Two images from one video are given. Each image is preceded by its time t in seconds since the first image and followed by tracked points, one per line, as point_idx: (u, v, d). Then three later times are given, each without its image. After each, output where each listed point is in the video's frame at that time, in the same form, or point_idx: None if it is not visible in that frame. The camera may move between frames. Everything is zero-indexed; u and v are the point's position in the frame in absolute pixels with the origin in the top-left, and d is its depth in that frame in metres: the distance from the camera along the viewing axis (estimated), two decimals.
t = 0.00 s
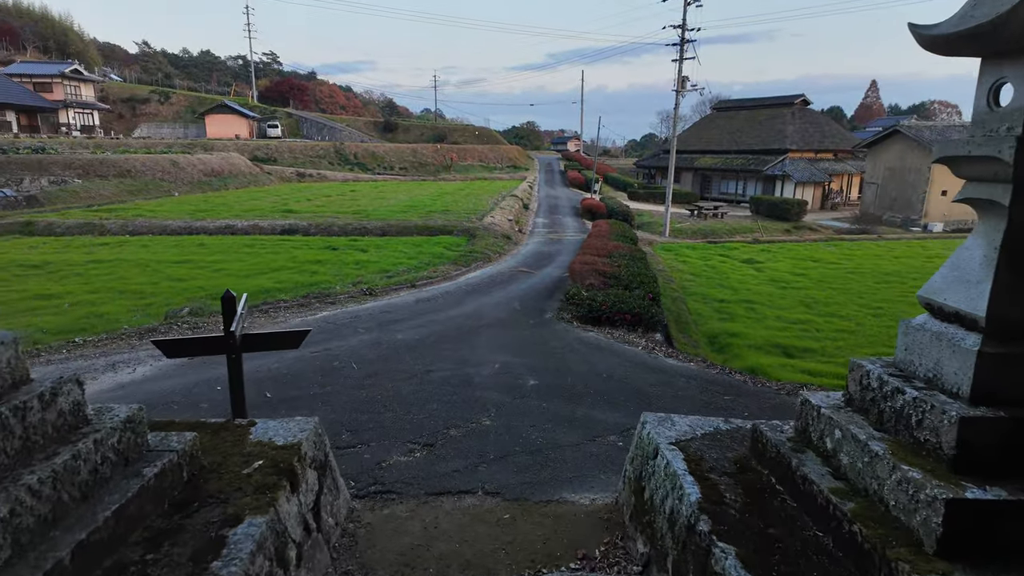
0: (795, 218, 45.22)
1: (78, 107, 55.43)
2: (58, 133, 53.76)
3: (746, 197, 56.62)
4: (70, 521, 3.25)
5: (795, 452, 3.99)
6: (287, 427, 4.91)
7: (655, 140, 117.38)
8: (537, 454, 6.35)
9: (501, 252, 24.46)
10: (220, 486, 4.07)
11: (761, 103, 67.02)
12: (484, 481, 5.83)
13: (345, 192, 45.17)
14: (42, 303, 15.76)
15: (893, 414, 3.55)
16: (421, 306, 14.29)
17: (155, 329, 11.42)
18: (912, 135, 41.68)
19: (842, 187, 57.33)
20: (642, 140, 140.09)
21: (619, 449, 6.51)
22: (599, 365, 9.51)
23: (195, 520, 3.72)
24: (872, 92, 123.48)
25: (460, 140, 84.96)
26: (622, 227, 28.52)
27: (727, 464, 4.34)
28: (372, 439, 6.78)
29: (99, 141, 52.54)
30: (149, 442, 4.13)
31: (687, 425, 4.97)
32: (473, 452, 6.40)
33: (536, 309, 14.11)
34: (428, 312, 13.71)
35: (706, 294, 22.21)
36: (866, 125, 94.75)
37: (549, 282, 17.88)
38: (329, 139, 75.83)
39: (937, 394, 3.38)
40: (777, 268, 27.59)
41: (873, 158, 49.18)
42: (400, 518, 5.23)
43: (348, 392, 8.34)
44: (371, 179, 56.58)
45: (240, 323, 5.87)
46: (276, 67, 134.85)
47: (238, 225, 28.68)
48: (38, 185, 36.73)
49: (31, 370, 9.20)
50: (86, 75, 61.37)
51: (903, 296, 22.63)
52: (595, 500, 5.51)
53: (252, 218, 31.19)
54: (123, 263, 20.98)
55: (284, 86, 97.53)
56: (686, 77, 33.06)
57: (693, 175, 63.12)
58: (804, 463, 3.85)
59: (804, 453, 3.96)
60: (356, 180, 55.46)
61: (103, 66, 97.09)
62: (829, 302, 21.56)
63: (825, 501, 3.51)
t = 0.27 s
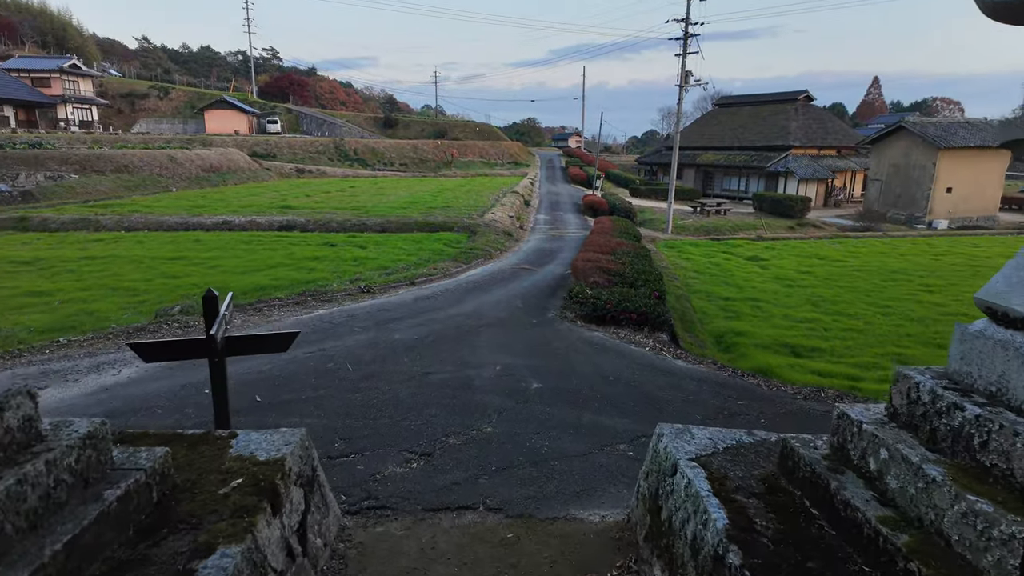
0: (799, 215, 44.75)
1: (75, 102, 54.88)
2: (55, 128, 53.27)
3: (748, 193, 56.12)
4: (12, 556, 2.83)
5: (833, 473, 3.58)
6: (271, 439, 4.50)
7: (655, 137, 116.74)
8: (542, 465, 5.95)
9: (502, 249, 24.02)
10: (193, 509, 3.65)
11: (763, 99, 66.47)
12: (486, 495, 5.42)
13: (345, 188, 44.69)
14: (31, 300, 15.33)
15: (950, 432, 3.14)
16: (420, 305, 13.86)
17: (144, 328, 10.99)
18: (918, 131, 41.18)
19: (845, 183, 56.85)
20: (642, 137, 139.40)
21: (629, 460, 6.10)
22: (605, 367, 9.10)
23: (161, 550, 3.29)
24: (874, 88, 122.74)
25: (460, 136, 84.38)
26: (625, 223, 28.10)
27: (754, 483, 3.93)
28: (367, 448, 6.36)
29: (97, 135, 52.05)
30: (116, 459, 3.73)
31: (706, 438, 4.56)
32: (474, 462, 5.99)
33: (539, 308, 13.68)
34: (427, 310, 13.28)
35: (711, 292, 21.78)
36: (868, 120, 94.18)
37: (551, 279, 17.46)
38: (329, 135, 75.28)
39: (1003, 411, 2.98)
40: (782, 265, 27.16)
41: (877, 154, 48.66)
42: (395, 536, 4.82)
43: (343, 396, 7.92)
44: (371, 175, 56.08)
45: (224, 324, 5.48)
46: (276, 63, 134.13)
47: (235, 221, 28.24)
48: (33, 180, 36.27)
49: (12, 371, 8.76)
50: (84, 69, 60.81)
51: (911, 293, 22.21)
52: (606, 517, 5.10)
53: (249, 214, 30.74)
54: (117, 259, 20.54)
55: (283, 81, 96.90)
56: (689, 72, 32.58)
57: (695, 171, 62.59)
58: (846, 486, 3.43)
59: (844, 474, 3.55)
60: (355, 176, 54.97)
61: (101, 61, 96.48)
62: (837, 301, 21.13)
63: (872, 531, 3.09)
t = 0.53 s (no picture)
0: (803, 212, 44.27)
1: (74, 98, 54.41)
2: (54, 125, 52.81)
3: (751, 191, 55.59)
4: None
5: (873, 510, 3.20)
6: (250, 463, 4.12)
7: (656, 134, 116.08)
8: (546, 484, 5.57)
9: (503, 248, 23.61)
10: (158, 548, 3.26)
11: (766, 95, 65.89)
12: (486, 518, 5.04)
13: (344, 185, 44.22)
14: (20, 301, 14.93)
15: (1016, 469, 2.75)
16: (418, 306, 13.47)
17: (131, 332, 10.58)
18: (924, 129, 40.62)
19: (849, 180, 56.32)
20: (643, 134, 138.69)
21: (639, 479, 5.72)
22: (610, 374, 8.69)
23: None
24: (876, 85, 121.92)
25: (461, 132, 83.82)
26: (627, 221, 27.67)
27: (781, 516, 3.55)
28: (358, 465, 5.98)
29: (95, 132, 51.58)
30: (72, 492, 3.34)
31: (724, 462, 4.19)
32: (473, 481, 5.61)
33: (540, 310, 13.27)
34: (425, 313, 12.88)
35: (715, 291, 21.36)
36: (871, 117, 93.46)
37: (553, 279, 17.05)
38: (328, 132, 74.76)
39: None
40: (787, 264, 26.73)
41: (881, 151, 48.12)
42: (386, 566, 4.44)
43: (335, 407, 7.52)
44: (371, 172, 55.61)
45: (202, 335, 5.11)
46: (276, 59, 133.46)
47: (232, 219, 27.83)
48: (29, 177, 35.82)
49: None
50: (83, 65, 60.32)
51: (920, 293, 21.77)
52: (615, 544, 4.72)
53: (247, 212, 30.35)
54: (110, 259, 20.11)
55: (283, 77, 96.28)
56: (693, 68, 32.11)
57: (698, 168, 62.06)
58: (889, 526, 3.05)
59: (887, 511, 3.17)
60: (355, 173, 54.49)
61: (102, 58, 95.97)
62: (844, 300, 20.71)
63: None
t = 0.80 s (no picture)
0: (807, 212, 43.74)
1: (73, 97, 54.00)
2: (52, 124, 52.40)
3: (754, 190, 55.05)
4: None
5: (939, 570, 2.73)
6: (220, 501, 3.66)
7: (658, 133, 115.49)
8: (551, 513, 5.11)
9: (504, 249, 23.13)
10: None
11: (769, 94, 65.33)
12: (485, 555, 4.59)
13: (343, 185, 43.75)
14: (6, 305, 14.47)
15: None
16: (416, 311, 12.99)
17: (115, 340, 10.12)
18: (927, 126, 39.82)
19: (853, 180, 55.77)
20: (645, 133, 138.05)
21: (652, 507, 5.26)
22: (617, 385, 8.22)
23: None
24: (879, 84, 121.20)
25: (461, 132, 83.34)
26: (630, 221, 27.19)
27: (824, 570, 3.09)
28: (347, 491, 5.52)
29: (93, 131, 51.12)
30: (4, 545, 2.84)
31: (752, 499, 3.73)
32: (471, 510, 5.15)
33: (543, 315, 12.79)
34: (423, 318, 12.41)
35: (721, 294, 20.85)
36: (874, 116, 92.71)
37: (555, 282, 16.56)
38: (328, 131, 74.27)
39: None
40: (793, 265, 26.22)
41: (886, 150, 47.56)
42: None
43: (325, 423, 7.05)
44: (371, 171, 55.12)
45: (172, 351, 4.66)
46: (277, 59, 133.00)
47: (229, 220, 27.36)
48: (25, 176, 35.37)
49: None
50: (81, 64, 59.90)
51: (930, 295, 21.25)
52: None
53: (244, 212, 29.88)
54: (103, 261, 19.65)
55: (283, 76, 95.77)
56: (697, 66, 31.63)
57: (700, 168, 61.51)
58: None
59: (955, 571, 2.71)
60: (355, 173, 53.99)
61: (102, 57, 95.56)
62: (853, 303, 20.20)
63: None
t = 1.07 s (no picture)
0: (817, 211, 43.15)
1: (79, 95, 53.88)
2: (58, 122, 52.28)
3: (763, 188, 54.41)
4: None
5: None
6: (197, 535, 3.30)
7: (665, 131, 114.67)
8: (563, 539, 4.74)
9: (510, 248, 22.78)
10: None
11: (778, 91, 64.64)
12: None
13: (349, 183, 43.50)
14: (3, 305, 14.19)
15: None
16: (420, 312, 12.65)
17: (109, 342, 9.81)
18: (940, 124, 39.02)
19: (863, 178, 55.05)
20: (651, 131, 137.22)
21: (673, 532, 4.88)
22: (630, 393, 7.84)
23: None
24: (889, 80, 119.80)
25: (467, 129, 82.89)
26: (638, 220, 26.79)
27: None
28: (344, 510, 5.17)
29: (99, 128, 50.97)
30: None
31: (789, 532, 3.37)
32: (475, 534, 4.78)
33: (550, 317, 12.40)
34: (427, 320, 12.05)
35: (732, 294, 20.39)
36: (884, 114, 91.66)
37: (563, 283, 16.18)
38: (334, 128, 74.05)
39: None
40: (805, 265, 25.72)
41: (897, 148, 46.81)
42: None
43: (322, 433, 6.70)
44: (377, 169, 54.87)
45: (154, 362, 4.31)
46: (284, 56, 132.90)
47: (232, 218, 27.14)
48: (30, 174, 35.19)
49: None
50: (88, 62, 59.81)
51: (947, 296, 20.72)
52: None
53: (248, 210, 29.65)
54: (104, 260, 19.36)
55: (289, 74, 95.52)
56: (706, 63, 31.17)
57: (708, 165, 60.89)
58: None
59: None
60: (361, 170, 53.73)
61: (109, 55, 95.60)
62: (868, 304, 19.70)
63: None
